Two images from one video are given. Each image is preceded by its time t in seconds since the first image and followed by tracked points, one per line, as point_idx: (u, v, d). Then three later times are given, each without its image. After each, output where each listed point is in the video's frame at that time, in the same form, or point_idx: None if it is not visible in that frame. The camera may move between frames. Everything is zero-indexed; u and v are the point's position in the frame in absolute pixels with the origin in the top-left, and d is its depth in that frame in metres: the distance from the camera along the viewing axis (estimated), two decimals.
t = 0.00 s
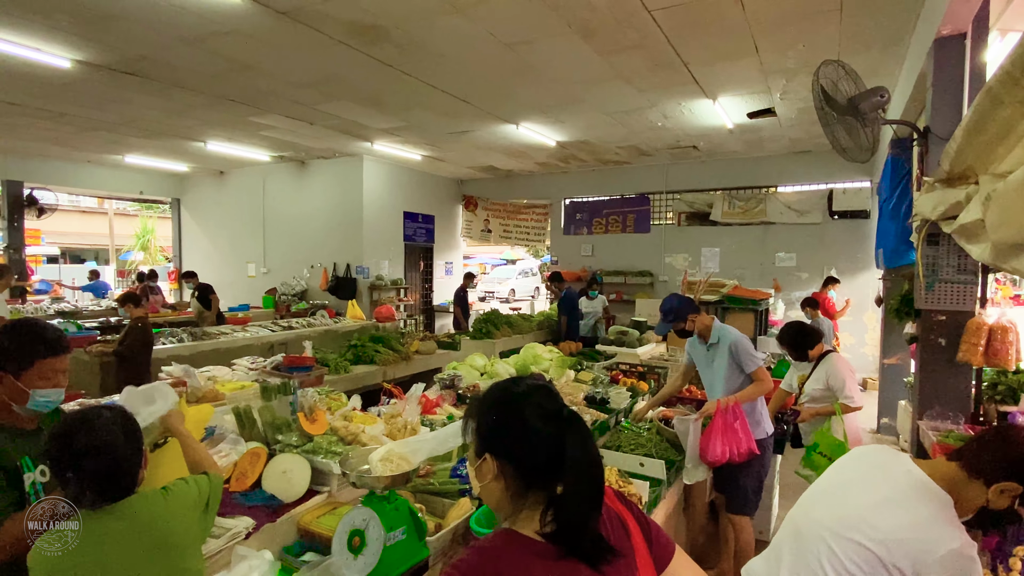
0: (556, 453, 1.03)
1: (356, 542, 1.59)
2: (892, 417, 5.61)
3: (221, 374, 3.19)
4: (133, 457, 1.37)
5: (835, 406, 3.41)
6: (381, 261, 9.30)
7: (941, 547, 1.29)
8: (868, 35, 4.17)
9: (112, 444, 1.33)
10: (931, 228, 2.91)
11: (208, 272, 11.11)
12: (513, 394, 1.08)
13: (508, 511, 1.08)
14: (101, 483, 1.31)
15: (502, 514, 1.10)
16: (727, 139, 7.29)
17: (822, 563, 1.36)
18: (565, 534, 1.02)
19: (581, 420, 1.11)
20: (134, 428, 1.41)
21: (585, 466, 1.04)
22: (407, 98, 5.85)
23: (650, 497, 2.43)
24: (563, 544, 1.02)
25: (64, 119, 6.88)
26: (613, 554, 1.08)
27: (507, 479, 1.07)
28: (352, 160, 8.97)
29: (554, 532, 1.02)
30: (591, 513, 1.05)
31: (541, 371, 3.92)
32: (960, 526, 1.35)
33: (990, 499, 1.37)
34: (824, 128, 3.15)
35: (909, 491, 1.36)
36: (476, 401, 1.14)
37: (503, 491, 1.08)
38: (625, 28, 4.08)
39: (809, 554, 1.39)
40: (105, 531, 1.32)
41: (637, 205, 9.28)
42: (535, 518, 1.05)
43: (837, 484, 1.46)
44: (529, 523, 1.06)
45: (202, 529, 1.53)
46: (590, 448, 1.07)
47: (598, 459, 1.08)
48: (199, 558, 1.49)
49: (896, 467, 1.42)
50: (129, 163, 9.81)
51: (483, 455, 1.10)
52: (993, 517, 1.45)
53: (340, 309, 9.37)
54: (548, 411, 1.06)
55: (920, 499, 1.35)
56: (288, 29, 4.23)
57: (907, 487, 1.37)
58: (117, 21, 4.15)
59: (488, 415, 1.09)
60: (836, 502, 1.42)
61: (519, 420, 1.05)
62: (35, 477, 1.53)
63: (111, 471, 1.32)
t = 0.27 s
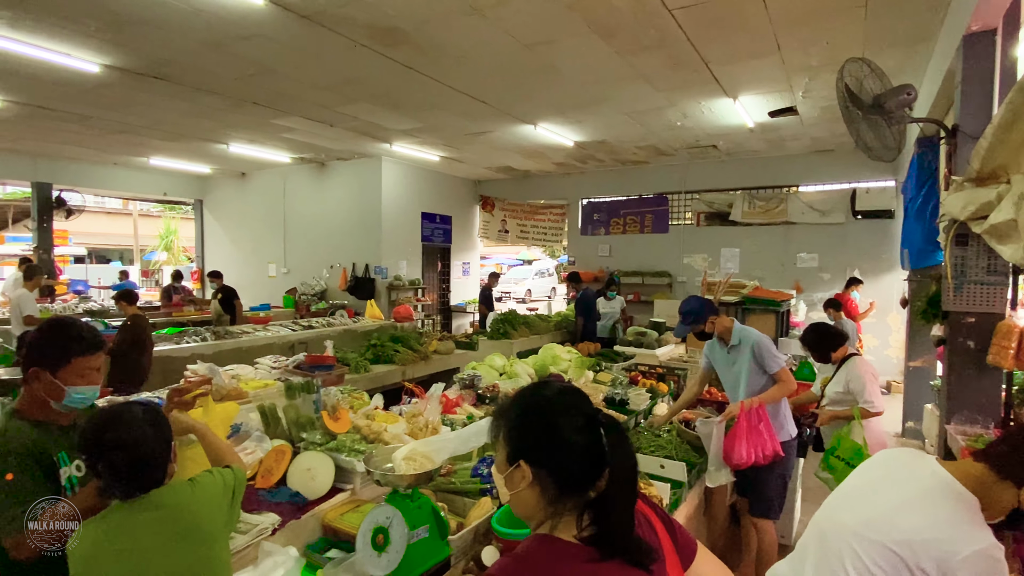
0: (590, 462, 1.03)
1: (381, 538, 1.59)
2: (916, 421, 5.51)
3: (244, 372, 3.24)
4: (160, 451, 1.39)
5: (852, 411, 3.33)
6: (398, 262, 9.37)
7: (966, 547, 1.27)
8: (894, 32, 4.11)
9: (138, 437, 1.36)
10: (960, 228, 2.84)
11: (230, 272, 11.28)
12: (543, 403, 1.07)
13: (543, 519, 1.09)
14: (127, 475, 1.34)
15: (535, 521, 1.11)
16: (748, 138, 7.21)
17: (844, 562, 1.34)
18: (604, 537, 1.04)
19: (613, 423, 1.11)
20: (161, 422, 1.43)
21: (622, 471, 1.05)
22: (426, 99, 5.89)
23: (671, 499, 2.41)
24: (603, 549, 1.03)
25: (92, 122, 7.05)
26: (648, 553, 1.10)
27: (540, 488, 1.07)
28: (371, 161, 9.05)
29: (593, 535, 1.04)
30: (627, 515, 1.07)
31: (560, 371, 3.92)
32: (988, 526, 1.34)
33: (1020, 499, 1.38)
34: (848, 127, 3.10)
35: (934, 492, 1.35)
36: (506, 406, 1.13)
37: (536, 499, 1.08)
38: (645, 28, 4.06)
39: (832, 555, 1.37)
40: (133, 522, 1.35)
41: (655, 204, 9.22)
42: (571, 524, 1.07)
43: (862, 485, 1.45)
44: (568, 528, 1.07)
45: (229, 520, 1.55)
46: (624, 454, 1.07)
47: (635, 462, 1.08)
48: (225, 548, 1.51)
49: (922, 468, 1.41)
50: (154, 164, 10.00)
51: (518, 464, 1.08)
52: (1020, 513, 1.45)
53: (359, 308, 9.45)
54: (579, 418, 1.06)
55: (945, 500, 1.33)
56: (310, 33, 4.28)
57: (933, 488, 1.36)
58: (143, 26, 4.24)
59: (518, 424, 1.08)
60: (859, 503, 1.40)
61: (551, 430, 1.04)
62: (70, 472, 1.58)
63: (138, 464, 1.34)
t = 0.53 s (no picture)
0: (626, 465, 1.05)
1: (410, 536, 1.61)
2: (954, 426, 5.35)
3: (276, 371, 3.31)
4: (194, 443, 1.44)
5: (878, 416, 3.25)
6: (423, 262, 9.46)
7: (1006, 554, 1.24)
8: (930, 27, 4.01)
9: (174, 429, 1.40)
10: (1001, 230, 2.75)
11: (260, 272, 11.52)
12: (579, 406, 1.09)
13: (579, 520, 1.11)
14: (166, 470, 1.39)
15: (570, 521, 1.13)
16: (777, 136, 7.09)
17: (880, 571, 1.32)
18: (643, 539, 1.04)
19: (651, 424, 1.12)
20: (197, 415, 1.48)
21: (659, 472, 1.07)
22: (452, 101, 5.94)
23: (699, 502, 2.39)
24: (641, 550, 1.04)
25: (129, 126, 7.28)
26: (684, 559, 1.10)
27: (576, 489, 1.09)
28: (397, 163, 9.15)
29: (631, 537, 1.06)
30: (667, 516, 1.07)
31: (586, 372, 3.92)
32: None
33: None
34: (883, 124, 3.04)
35: (973, 497, 1.31)
36: (542, 409, 1.15)
37: (572, 500, 1.10)
38: (672, 27, 4.04)
39: (870, 564, 1.34)
40: (169, 511, 1.39)
41: (681, 205, 9.13)
42: (607, 526, 1.08)
43: (896, 490, 1.42)
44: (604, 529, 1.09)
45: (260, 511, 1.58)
46: (662, 459, 1.07)
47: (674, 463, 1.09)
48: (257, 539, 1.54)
49: (960, 472, 1.36)
50: (187, 168, 10.28)
51: (554, 463, 1.11)
52: None
53: (385, 308, 9.56)
54: (617, 422, 1.07)
55: (984, 506, 1.29)
56: (338, 38, 4.37)
57: (971, 492, 1.32)
58: (178, 33, 4.36)
59: (554, 426, 1.10)
60: (898, 510, 1.37)
61: (588, 433, 1.06)
62: (115, 468, 1.64)
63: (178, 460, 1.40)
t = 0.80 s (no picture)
0: (665, 469, 1.05)
1: (445, 534, 1.64)
2: (1003, 434, 5.13)
3: (312, 369, 3.39)
4: (238, 435, 1.49)
5: (913, 419, 3.18)
6: (453, 262, 9.52)
7: None
8: (979, 19, 3.85)
9: (219, 422, 1.45)
10: None
11: (295, 272, 11.77)
12: (619, 407, 1.09)
13: (615, 519, 1.11)
14: (210, 465, 1.44)
15: (605, 520, 1.14)
16: (815, 134, 6.92)
17: None
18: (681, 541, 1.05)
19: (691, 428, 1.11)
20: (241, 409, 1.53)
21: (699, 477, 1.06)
22: (483, 103, 5.98)
23: (735, 506, 2.35)
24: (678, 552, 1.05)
25: (172, 131, 7.53)
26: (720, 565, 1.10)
27: (613, 490, 1.09)
28: (428, 165, 9.24)
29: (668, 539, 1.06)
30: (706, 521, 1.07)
31: (618, 374, 3.90)
32: None
33: None
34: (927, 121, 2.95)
35: None
36: (581, 409, 1.16)
37: (609, 500, 1.11)
38: (706, 24, 3.99)
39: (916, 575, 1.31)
40: (214, 500, 1.44)
41: (714, 204, 8.98)
42: (643, 528, 1.09)
43: (945, 500, 1.38)
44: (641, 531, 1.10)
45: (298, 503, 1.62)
46: (703, 462, 1.07)
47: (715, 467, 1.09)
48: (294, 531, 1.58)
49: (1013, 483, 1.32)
50: (226, 171, 10.59)
51: (592, 464, 1.11)
52: None
53: (416, 308, 9.67)
54: (657, 425, 1.07)
55: None
56: (372, 42, 4.44)
57: None
58: (218, 41, 4.50)
59: (593, 427, 1.11)
60: (946, 521, 1.33)
61: (627, 435, 1.06)
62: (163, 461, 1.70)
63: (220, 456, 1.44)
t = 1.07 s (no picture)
0: (711, 478, 1.06)
1: (482, 532, 1.65)
2: None
3: (351, 367, 3.46)
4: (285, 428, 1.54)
5: (966, 428, 3.05)
6: (487, 263, 9.57)
7: None
8: None
9: (256, 416, 1.50)
10: None
11: (333, 273, 12.03)
12: (664, 416, 1.09)
13: (657, 527, 1.12)
14: (250, 455, 1.48)
15: (647, 528, 1.14)
16: (860, 130, 6.69)
17: None
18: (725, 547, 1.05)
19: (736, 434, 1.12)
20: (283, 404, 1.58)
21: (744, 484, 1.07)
22: (518, 104, 6.00)
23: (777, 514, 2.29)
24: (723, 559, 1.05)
25: (217, 136, 7.80)
26: (760, 574, 1.10)
27: (658, 499, 1.10)
28: (463, 166, 9.32)
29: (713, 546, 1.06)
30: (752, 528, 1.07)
31: (654, 376, 3.85)
32: None
33: None
34: (982, 115, 2.83)
35: None
36: (624, 417, 1.17)
37: (652, 508, 1.12)
38: (747, 21, 3.91)
39: None
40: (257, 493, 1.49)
41: (754, 203, 8.78)
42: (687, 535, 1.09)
43: (1002, 513, 1.32)
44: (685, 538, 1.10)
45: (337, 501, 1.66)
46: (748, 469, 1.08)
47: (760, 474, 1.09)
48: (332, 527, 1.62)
49: None
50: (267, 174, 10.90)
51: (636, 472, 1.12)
52: None
53: (450, 309, 9.76)
54: (704, 435, 1.08)
55: None
56: (409, 46, 4.50)
57: None
58: (262, 48, 4.64)
59: (637, 435, 1.12)
60: (1002, 534, 1.27)
61: (672, 442, 1.07)
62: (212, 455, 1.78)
63: (259, 447, 1.48)
